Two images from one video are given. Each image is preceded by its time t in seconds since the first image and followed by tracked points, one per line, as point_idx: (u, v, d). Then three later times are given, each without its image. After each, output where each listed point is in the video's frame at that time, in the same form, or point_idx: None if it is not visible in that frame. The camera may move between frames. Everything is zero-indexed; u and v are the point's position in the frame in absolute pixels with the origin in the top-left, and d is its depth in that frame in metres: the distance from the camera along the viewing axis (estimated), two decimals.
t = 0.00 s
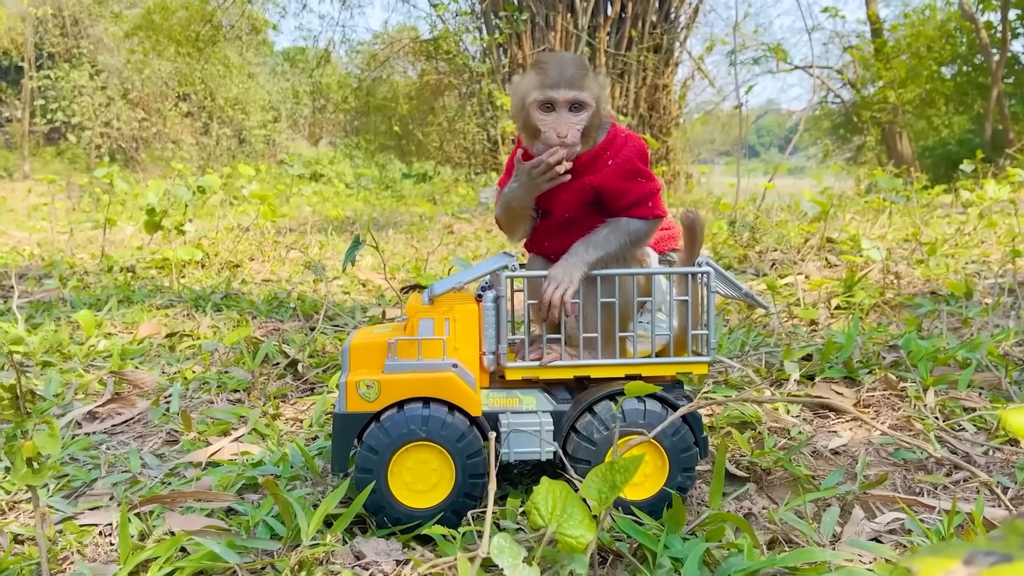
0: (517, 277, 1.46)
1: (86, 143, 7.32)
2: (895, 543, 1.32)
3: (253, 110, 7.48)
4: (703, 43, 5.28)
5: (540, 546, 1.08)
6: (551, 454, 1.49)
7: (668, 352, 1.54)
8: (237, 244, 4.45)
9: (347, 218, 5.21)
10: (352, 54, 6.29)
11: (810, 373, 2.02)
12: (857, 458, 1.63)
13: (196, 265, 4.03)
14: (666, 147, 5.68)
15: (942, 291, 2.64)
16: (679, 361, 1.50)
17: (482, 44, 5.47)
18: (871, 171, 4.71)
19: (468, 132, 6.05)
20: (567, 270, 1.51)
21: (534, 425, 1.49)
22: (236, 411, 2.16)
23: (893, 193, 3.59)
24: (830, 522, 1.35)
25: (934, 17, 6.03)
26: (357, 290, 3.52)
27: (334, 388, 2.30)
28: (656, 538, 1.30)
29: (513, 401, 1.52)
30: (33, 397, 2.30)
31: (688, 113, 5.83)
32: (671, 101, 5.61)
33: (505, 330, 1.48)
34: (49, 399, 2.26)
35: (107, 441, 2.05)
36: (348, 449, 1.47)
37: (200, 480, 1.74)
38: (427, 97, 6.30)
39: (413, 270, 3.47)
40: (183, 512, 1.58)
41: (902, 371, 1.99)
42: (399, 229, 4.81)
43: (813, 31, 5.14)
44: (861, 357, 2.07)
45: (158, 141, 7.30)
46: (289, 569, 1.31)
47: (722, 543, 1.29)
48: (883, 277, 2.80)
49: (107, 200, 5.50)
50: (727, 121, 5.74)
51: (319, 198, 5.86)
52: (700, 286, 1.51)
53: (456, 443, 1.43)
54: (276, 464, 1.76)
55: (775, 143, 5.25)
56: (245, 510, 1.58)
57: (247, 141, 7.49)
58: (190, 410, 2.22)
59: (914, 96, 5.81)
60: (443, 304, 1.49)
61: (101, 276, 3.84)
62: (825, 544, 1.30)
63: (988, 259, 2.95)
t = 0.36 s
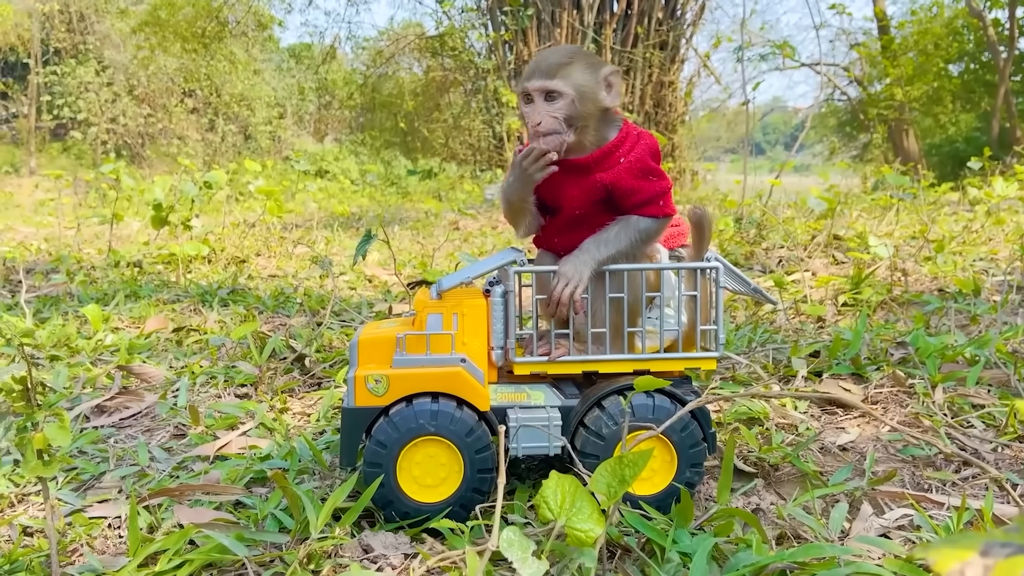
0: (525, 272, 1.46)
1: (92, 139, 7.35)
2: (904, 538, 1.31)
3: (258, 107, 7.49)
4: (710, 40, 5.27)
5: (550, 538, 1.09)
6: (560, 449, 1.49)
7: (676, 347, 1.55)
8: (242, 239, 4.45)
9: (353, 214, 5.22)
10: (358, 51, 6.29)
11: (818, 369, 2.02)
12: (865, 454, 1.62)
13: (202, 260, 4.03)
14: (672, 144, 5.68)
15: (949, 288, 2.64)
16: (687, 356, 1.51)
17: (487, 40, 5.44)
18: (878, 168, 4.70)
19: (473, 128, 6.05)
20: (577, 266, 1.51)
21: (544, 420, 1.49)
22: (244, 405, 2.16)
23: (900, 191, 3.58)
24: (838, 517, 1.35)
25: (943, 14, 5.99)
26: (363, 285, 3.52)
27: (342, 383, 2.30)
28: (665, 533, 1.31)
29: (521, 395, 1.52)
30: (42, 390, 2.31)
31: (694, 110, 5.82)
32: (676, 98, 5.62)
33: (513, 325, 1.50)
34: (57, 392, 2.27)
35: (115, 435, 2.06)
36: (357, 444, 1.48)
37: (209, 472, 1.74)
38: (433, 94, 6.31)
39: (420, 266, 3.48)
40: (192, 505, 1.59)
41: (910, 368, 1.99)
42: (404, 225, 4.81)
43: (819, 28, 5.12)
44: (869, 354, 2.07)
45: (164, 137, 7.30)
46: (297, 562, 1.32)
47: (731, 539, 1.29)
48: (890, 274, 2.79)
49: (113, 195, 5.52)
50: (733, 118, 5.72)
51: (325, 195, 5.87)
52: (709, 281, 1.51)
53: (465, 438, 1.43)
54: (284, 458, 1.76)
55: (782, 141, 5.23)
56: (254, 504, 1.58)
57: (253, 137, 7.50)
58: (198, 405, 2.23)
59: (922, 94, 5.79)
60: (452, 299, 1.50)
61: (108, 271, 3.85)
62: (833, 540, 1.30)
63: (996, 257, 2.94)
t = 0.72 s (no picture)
0: (512, 264, 1.46)
1: (94, 136, 7.34)
2: (908, 533, 1.32)
3: (261, 104, 7.49)
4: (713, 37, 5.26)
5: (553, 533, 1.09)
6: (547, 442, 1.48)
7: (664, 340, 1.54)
8: (245, 236, 4.45)
9: (355, 211, 5.22)
10: (360, 48, 6.28)
11: (821, 365, 2.01)
12: (868, 450, 1.63)
13: (204, 257, 4.04)
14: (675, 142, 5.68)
15: (952, 286, 2.63)
16: (675, 348, 1.50)
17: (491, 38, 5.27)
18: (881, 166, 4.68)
19: (476, 125, 6.03)
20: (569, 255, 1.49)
21: (532, 412, 1.48)
22: (247, 400, 2.17)
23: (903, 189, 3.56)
24: (841, 512, 1.35)
25: (947, 11, 5.96)
26: (366, 282, 3.52)
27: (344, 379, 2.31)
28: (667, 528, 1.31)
29: (509, 388, 1.50)
30: (46, 384, 2.32)
31: (696, 108, 5.81)
32: (679, 95, 5.63)
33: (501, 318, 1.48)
34: (61, 387, 2.27)
35: (118, 429, 2.06)
36: (344, 437, 1.47)
37: (212, 467, 1.75)
38: (435, 91, 6.22)
39: (422, 263, 3.48)
40: (195, 498, 1.60)
41: (914, 364, 1.99)
42: (406, 222, 4.80)
43: (822, 25, 5.10)
44: (872, 351, 2.07)
45: (166, 134, 7.31)
46: (300, 556, 1.32)
47: (734, 533, 1.29)
48: (893, 271, 2.79)
49: (116, 192, 5.52)
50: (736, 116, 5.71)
51: (327, 192, 5.87)
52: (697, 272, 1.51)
53: (453, 431, 1.43)
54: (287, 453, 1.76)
55: (784, 139, 5.20)
56: (257, 498, 1.59)
57: (255, 134, 7.51)
58: (201, 400, 2.23)
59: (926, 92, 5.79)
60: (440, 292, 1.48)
61: (110, 267, 3.85)
62: (837, 535, 1.30)
63: (999, 254, 2.93)
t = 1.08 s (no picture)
0: (376, 271, 1.41)
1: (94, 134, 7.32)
2: (908, 532, 1.32)
3: (261, 102, 7.49)
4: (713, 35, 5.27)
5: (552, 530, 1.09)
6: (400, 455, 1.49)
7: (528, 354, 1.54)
8: (245, 233, 4.45)
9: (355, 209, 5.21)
10: (360, 45, 6.29)
11: (821, 364, 2.01)
12: (868, 448, 1.62)
13: (205, 254, 4.03)
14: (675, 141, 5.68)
15: (952, 284, 2.63)
16: (538, 364, 1.50)
17: (489, 35, 5.50)
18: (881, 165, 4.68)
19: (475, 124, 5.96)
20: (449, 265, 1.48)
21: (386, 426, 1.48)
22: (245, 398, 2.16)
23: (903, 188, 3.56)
24: (841, 510, 1.35)
25: (947, 9, 5.95)
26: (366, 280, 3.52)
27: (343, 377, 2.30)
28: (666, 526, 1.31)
29: (368, 398, 1.49)
30: (46, 380, 2.32)
31: (697, 106, 5.82)
32: (679, 93, 5.63)
33: (360, 327, 1.46)
34: (60, 384, 2.27)
35: (118, 427, 2.06)
36: (187, 443, 1.46)
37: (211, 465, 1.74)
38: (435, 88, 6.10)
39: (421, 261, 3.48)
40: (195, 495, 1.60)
41: (914, 362, 1.99)
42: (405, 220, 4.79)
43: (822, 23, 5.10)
44: (872, 349, 2.07)
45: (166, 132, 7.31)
46: (300, 553, 1.33)
47: (735, 531, 1.28)
48: (893, 269, 2.79)
49: (116, 189, 5.51)
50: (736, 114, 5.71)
51: (327, 189, 5.86)
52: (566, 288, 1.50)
53: (297, 441, 1.42)
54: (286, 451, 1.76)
55: (784, 137, 5.17)
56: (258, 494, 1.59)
57: (255, 132, 7.51)
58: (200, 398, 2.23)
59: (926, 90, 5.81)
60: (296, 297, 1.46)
61: (110, 264, 3.84)
62: (837, 533, 1.30)
63: (999, 252, 2.93)
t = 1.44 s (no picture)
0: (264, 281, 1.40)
1: (93, 131, 7.31)
2: (905, 530, 1.32)
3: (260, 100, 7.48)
4: (713, 34, 5.28)
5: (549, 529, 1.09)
6: (310, 459, 1.49)
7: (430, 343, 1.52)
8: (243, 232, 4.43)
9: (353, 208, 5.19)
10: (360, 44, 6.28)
11: (819, 363, 2.01)
12: (865, 447, 1.62)
13: (204, 252, 4.02)
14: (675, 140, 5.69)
15: (950, 283, 2.63)
16: (440, 353, 1.49)
17: (489, 34, 5.55)
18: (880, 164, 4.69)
19: (475, 122, 5.98)
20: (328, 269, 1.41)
21: (291, 433, 1.47)
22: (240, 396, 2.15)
23: (901, 188, 3.56)
24: (839, 509, 1.35)
25: (945, 8, 5.96)
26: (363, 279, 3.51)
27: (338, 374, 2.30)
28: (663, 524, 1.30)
29: (271, 407, 1.48)
30: (43, 378, 2.31)
31: (697, 105, 5.82)
32: (679, 92, 5.64)
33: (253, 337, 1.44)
34: (57, 382, 2.26)
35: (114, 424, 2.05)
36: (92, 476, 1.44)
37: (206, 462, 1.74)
38: (435, 87, 6.17)
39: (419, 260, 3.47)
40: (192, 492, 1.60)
41: (912, 361, 1.98)
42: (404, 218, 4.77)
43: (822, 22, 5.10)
44: (870, 347, 2.06)
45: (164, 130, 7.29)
46: (296, 552, 1.33)
47: (733, 529, 1.28)
48: (892, 268, 2.78)
49: (114, 188, 5.49)
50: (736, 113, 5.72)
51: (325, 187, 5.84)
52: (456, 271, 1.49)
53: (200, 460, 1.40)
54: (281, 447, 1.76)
55: (783, 136, 5.15)
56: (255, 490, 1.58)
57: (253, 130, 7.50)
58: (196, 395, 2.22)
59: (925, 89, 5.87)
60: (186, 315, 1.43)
61: (108, 263, 3.83)
62: (834, 532, 1.29)
63: (998, 251, 2.93)
